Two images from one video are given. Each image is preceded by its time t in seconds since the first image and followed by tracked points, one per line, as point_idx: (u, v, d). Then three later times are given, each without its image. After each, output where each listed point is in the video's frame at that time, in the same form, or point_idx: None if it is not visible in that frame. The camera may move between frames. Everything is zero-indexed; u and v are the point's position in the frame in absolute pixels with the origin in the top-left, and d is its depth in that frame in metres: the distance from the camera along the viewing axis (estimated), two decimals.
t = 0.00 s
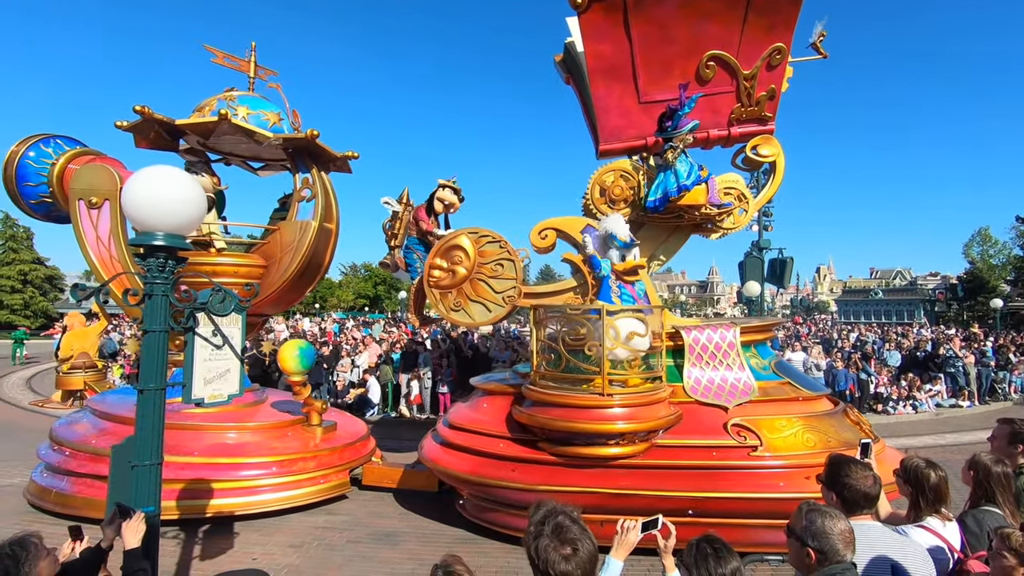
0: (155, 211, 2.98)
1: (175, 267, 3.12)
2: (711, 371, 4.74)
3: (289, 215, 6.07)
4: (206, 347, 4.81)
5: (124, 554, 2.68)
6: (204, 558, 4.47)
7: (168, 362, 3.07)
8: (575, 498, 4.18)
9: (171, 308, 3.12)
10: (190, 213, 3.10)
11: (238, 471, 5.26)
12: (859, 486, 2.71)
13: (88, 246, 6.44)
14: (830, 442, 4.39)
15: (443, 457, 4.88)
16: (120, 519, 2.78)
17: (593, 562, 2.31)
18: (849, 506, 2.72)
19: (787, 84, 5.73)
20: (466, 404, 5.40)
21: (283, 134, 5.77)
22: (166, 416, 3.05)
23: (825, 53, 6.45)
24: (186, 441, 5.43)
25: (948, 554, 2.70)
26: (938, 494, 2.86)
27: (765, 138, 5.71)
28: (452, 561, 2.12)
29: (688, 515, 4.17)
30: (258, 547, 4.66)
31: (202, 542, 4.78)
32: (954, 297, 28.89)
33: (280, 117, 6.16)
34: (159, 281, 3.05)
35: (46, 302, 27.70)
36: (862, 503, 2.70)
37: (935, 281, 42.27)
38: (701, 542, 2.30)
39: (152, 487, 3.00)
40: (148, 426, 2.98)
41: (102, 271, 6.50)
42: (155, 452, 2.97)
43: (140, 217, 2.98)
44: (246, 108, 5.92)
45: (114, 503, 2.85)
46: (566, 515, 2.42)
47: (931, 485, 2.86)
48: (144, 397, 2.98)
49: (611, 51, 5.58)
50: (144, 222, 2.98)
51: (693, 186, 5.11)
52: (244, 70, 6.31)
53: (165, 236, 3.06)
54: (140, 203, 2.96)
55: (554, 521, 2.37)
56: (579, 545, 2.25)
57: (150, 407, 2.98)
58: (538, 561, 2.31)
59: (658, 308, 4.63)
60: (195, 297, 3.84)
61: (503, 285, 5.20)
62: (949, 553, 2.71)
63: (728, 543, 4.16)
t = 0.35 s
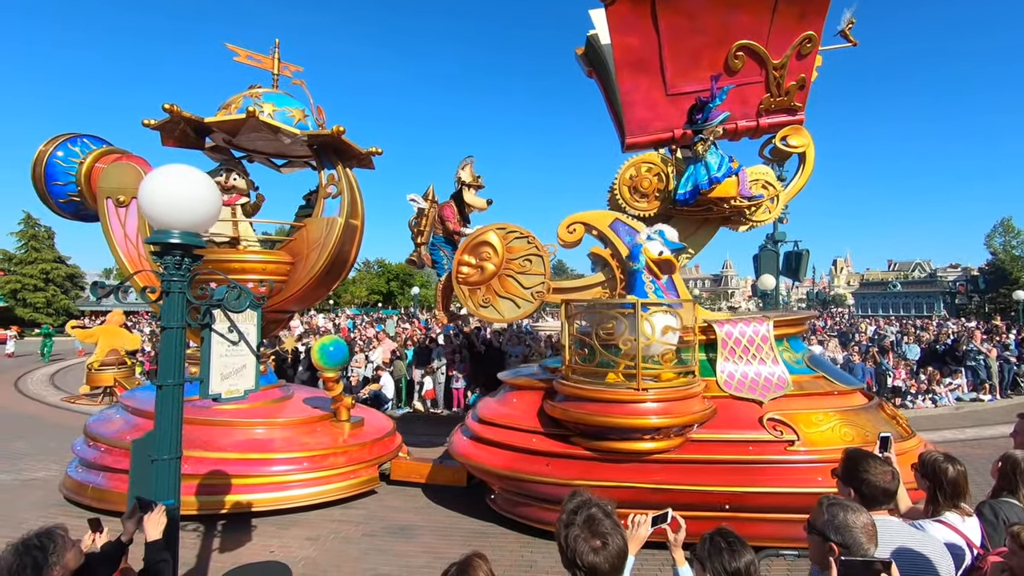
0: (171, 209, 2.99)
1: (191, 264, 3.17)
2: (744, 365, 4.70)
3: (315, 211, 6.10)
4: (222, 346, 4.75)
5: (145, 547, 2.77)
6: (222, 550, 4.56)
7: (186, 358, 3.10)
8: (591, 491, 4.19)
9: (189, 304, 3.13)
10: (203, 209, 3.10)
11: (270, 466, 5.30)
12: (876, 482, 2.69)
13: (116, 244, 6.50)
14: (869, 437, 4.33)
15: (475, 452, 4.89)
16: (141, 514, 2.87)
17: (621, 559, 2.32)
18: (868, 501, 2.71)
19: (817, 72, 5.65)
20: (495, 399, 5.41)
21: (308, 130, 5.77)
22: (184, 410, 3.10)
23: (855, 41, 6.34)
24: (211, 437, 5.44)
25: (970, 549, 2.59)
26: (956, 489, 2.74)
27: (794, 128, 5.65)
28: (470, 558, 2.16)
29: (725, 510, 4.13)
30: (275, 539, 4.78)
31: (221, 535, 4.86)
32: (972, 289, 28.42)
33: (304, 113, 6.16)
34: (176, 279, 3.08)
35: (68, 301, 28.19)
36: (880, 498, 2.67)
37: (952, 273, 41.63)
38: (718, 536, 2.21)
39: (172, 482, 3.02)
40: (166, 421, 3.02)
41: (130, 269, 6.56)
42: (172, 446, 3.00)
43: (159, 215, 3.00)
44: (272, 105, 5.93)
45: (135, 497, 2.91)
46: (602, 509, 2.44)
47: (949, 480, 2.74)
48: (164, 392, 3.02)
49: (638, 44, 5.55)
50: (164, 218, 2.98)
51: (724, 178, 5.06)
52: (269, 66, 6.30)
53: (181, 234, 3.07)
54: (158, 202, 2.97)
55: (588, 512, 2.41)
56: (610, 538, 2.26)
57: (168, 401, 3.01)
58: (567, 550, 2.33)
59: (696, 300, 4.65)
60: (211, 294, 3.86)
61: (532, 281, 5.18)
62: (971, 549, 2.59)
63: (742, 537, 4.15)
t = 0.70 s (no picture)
0: (187, 210, 3.04)
1: (208, 264, 3.18)
2: (778, 362, 4.64)
3: (341, 209, 6.11)
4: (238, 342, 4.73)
5: (165, 542, 2.74)
6: (240, 546, 4.63)
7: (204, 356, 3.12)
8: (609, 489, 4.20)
9: (205, 303, 3.17)
10: (217, 210, 3.14)
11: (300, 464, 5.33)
12: (901, 480, 2.62)
13: (143, 243, 6.55)
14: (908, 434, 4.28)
15: (506, 450, 4.88)
16: (159, 510, 2.82)
17: (639, 567, 2.24)
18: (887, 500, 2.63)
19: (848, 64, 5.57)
20: (524, 396, 5.40)
21: (333, 129, 5.78)
22: (201, 406, 3.10)
23: (885, 32, 6.24)
24: (237, 435, 5.47)
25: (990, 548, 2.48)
26: (976, 486, 2.65)
27: (824, 121, 5.58)
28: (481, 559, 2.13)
29: (762, 508, 4.09)
30: (291, 535, 4.84)
31: (238, 530, 4.94)
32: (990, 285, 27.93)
33: (329, 112, 6.17)
34: (193, 277, 3.13)
35: (88, 300, 28.60)
36: (904, 496, 2.60)
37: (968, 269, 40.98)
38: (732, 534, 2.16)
39: (189, 478, 3.04)
40: (184, 417, 3.02)
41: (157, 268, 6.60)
42: (191, 442, 3.02)
43: (173, 214, 3.04)
44: (297, 104, 5.95)
45: (153, 493, 2.87)
46: (619, 514, 2.36)
47: (969, 477, 2.65)
48: (181, 389, 3.04)
49: (666, 38, 5.50)
50: (179, 219, 3.03)
51: (755, 173, 5.02)
52: (294, 65, 6.31)
53: (198, 233, 3.12)
54: (173, 203, 3.01)
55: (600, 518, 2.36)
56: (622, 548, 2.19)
57: (187, 398, 3.03)
58: (582, 554, 2.31)
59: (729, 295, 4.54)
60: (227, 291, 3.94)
61: (561, 279, 5.15)
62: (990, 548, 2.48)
63: (755, 534, 4.15)
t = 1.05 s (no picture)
0: (204, 206, 3.07)
1: (223, 259, 3.20)
2: (815, 356, 4.58)
3: (367, 205, 6.10)
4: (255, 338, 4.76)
5: (186, 533, 2.82)
6: (259, 538, 4.70)
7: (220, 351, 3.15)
8: (634, 484, 4.18)
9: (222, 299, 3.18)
10: (234, 207, 3.17)
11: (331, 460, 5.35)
12: (924, 474, 2.54)
13: (171, 240, 6.59)
14: (950, 430, 4.21)
15: (539, 446, 4.86)
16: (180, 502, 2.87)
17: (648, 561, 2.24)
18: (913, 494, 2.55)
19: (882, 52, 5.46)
20: (553, 391, 5.39)
21: (358, 124, 5.78)
22: (219, 401, 3.14)
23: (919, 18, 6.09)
24: (262, 431, 5.49)
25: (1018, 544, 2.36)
26: (1000, 481, 2.53)
27: (857, 110, 5.49)
28: (495, 548, 2.17)
29: (802, 504, 4.04)
30: (308, 528, 4.90)
31: (257, 523, 5.02)
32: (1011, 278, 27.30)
33: (354, 107, 6.16)
34: (209, 274, 3.13)
35: (108, 297, 29.00)
36: (927, 490, 2.52)
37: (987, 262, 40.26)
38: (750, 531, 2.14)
39: (209, 471, 3.09)
40: (203, 411, 3.08)
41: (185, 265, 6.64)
42: (209, 436, 3.06)
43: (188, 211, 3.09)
44: (323, 100, 5.94)
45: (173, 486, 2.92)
46: (628, 509, 2.35)
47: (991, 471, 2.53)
48: (199, 384, 3.08)
49: (696, 28, 5.43)
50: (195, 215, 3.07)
51: (790, 164, 4.91)
52: (318, 60, 6.30)
53: (215, 229, 3.12)
54: (189, 198, 3.04)
55: (609, 512, 2.35)
56: (631, 542, 2.18)
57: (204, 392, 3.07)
58: (591, 548, 2.31)
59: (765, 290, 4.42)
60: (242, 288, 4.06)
61: (591, 274, 5.12)
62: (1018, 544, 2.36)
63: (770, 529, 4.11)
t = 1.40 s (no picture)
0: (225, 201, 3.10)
1: (242, 254, 3.26)
2: (853, 349, 4.51)
3: (392, 199, 6.09)
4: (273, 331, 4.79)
5: (208, 523, 2.80)
6: (276, 529, 4.80)
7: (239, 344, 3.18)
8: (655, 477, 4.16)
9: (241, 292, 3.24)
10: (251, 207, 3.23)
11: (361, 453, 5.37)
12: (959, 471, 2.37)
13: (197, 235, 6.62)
14: (994, 423, 4.13)
15: (571, 439, 4.84)
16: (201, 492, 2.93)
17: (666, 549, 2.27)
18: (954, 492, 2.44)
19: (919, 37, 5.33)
20: (583, 384, 5.39)
21: (385, 117, 5.76)
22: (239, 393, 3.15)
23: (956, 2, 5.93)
24: (288, 424, 5.52)
25: None
26: None
27: (892, 97, 5.37)
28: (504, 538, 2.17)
29: (842, 498, 4.01)
30: (324, 519, 5.02)
31: (275, 514, 5.13)
32: None
33: (379, 100, 6.13)
34: (228, 268, 3.21)
35: (127, 292, 29.39)
36: (961, 488, 2.35)
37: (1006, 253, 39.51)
38: (770, 524, 2.15)
39: (229, 462, 3.13)
40: (222, 404, 3.11)
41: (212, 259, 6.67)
42: (229, 427, 3.10)
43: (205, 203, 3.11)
44: (349, 92, 5.91)
45: (195, 476, 2.98)
46: (644, 497, 2.40)
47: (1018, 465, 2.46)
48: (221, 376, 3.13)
49: (727, 17, 5.39)
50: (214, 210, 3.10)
51: (826, 153, 4.82)
52: (343, 53, 6.28)
53: (232, 224, 3.18)
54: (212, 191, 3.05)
55: (627, 501, 2.38)
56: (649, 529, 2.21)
57: (225, 384, 3.10)
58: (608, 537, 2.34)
59: (799, 282, 4.37)
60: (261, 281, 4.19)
61: (621, 267, 5.07)
62: None
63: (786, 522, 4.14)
